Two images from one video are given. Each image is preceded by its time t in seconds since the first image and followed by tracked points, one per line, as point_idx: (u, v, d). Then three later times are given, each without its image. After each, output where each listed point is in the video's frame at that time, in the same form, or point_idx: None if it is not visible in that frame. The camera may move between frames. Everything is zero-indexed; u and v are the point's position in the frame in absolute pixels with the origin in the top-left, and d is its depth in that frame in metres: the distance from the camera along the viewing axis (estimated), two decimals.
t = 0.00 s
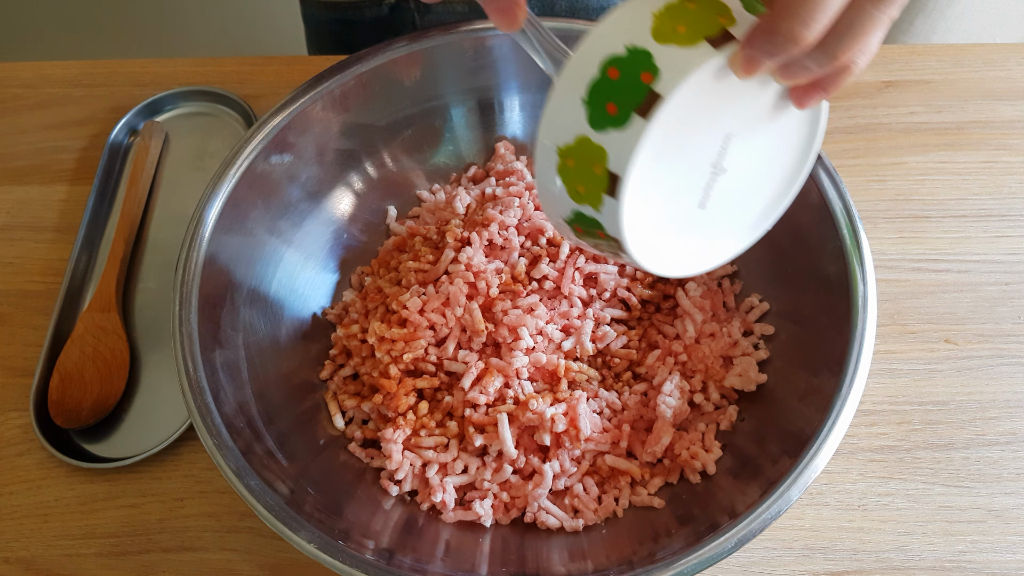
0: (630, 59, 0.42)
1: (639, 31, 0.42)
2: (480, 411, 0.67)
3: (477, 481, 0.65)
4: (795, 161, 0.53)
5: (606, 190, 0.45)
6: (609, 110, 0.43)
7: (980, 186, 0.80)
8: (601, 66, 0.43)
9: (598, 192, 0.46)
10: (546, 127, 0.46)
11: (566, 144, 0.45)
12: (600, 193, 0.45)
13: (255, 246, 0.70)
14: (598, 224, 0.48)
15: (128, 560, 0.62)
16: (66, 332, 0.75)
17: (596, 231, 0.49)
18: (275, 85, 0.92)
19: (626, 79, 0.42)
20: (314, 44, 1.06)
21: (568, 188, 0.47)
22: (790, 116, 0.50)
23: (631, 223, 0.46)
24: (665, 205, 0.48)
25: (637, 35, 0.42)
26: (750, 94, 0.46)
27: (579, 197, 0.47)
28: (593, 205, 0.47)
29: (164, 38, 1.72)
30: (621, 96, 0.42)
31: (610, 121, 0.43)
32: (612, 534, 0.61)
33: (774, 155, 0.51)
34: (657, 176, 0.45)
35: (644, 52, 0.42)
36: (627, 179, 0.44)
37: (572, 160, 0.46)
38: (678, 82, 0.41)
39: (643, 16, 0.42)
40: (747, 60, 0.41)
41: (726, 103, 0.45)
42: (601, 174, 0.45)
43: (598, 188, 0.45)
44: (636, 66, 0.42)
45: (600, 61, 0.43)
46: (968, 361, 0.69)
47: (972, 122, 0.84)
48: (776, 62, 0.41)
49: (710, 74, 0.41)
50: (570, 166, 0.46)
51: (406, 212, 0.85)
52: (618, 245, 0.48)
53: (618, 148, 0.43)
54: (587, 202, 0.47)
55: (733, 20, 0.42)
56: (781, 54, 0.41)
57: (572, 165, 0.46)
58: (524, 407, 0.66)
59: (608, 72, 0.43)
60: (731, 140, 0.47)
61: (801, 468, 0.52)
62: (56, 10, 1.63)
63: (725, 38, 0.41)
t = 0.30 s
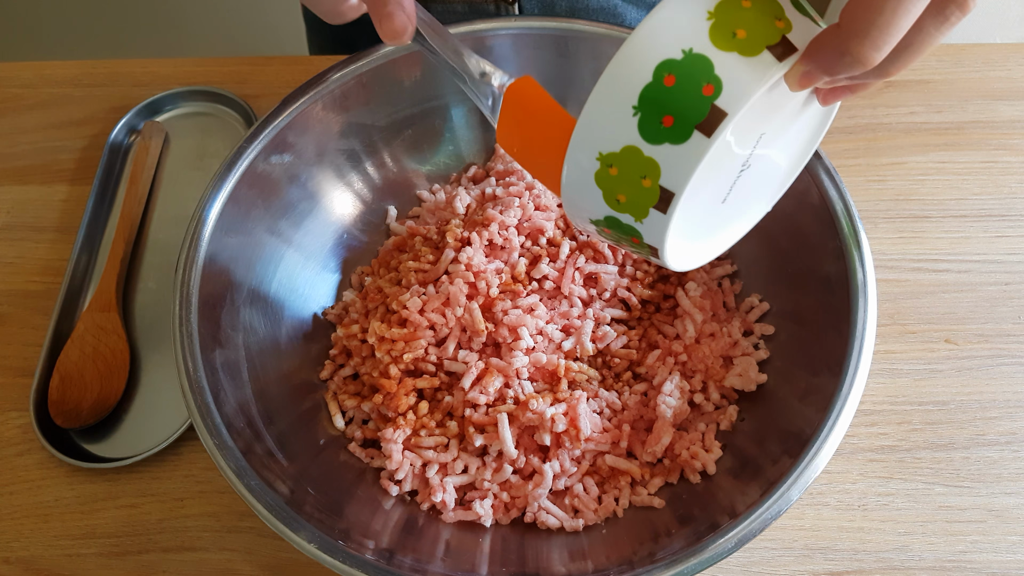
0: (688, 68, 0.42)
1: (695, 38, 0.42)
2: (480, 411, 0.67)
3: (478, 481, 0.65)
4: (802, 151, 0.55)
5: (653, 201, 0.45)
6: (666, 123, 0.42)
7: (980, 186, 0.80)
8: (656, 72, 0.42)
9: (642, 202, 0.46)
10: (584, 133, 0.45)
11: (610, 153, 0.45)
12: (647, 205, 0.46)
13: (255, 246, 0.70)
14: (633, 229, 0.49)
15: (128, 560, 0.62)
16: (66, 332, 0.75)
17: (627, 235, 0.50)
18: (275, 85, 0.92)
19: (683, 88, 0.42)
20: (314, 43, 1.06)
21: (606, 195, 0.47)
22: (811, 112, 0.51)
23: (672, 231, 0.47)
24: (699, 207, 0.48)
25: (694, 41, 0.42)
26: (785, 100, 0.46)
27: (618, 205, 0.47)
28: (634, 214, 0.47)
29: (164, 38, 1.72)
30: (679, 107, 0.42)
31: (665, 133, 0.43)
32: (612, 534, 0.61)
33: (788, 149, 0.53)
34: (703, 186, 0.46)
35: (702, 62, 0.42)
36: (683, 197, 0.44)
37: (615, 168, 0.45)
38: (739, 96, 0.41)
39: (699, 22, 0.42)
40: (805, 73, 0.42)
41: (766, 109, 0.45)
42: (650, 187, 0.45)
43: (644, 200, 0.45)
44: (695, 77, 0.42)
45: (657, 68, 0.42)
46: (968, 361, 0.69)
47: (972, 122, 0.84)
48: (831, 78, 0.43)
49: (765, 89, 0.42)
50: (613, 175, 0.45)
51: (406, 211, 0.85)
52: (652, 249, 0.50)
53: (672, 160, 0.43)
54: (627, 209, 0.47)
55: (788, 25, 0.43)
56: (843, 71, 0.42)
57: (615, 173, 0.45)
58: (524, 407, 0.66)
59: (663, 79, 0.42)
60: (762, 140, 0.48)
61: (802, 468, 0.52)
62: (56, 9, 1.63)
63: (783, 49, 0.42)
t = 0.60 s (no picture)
0: (691, 54, 0.41)
1: (700, 26, 0.42)
2: (480, 411, 0.67)
3: (478, 481, 0.65)
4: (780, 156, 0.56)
5: (638, 186, 0.45)
6: (662, 107, 0.42)
7: (980, 186, 0.80)
8: (658, 56, 0.42)
9: (626, 186, 0.45)
10: (577, 108, 0.44)
11: (601, 132, 0.44)
12: (631, 189, 0.45)
13: (255, 246, 0.70)
14: (609, 216, 0.48)
15: (128, 560, 0.62)
16: (66, 333, 0.75)
17: (602, 222, 0.49)
18: (275, 86, 0.92)
19: (684, 74, 0.41)
20: (314, 43, 1.06)
21: (590, 176, 0.46)
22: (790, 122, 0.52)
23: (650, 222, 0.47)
24: (676, 203, 0.48)
25: (698, 29, 0.41)
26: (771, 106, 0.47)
27: (600, 187, 0.46)
28: (616, 199, 0.46)
29: (164, 38, 1.72)
30: (677, 93, 0.41)
31: (661, 117, 0.42)
32: (612, 534, 0.61)
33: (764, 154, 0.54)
34: (685, 181, 0.46)
35: (706, 51, 0.41)
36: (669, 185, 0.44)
37: (603, 148, 0.44)
38: (738, 91, 0.41)
39: (706, 11, 0.42)
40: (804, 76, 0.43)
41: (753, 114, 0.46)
42: (636, 172, 0.44)
43: (629, 184, 0.45)
44: (696, 64, 0.41)
45: (659, 51, 0.42)
46: (969, 361, 0.69)
47: (972, 122, 0.84)
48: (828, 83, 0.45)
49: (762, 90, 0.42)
50: (600, 155, 0.45)
51: (406, 211, 0.85)
52: (627, 240, 0.49)
53: (664, 146, 0.42)
54: (608, 192, 0.46)
55: (789, 29, 0.43)
56: (842, 74, 0.44)
57: (602, 154, 0.45)
58: (524, 408, 0.66)
59: (664, 63, 0.42)
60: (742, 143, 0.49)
61: (802, 468, 0.52)
62: (56, 10, 1.63)
63: (783, 51, 0.42)
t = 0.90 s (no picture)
0: (674, 69, 0.42)
1: (682, 43, 0.43)
2: (480, 411, 0.67)
3: (477, 481, 0.65)
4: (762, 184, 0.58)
5: (620, 193, 0.45)
6: (644, 118, 0.42)
7: (980, 186, 0.80)
8: (642, 68, 0.42)
9: (608, 194, 0.46)
10: (562, 114, 0.44)
11: (584, 140, 0.44)
12: (613, 197, 0.46)
13: (255, 246, 0.70)
14: (591, 224, 0.48)
15: (128, 560, 0.62)
16: (65, 333, 0.75)
17: (584, 231, 0.49)
18: (275, 86, 0.92)
19: (666, 87, 0.42)
20: (315, 44, 1.06)
21: (572, 183, 0.46)
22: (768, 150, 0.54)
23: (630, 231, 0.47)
24: (656, 217, 0.49)
25: (679, 46, 0.43)
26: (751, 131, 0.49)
27: (582, 194, 0.47)
28: (597, 206, 0.47)
29: (165, 38, 1.72)
30: (659, 105, 0.42)
31: (643, 127, 0.43)
32: (612, 534, 0.61)
33: (744, 178, 0.56)
34: (664, 193, 0.47)
35: (687, 65, 0.42)
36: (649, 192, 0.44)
37: (586, 156, 0.45)
38: (719, 104, 0.42)
39: (688, 29, 0.43)
40: (783, 96, 0.44)
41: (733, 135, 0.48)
42: (619, 179, 0.45)
43: (611, 192, 0.45)
44: (678, 77, 0.42)
45: (642, 63, 0.42)
46: (969, 361, 0.69)
47: (972, 122, 0.84)
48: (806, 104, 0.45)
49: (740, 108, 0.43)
50: (582, 163, 0.45)
51: (406, 211, 0.85)
52: (608, 249, 0.49)
53: (646, 155, 0.43)
54: (590, 200, 0.47)
55: (769, 52, 0.45)
56: (819, 95, 0.44)
57: (585, 162, 0.45)
58: (524, 407, 0.66)
59: (647, 75, 0.42)
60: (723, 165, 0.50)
61: (802, 468, 0.52)
62: (57, 11, 1.63)
63: (762, 70, 0.44)
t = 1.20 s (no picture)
0: (600, 12, 0.42)
1: None
2: (480, 411, 0.67)
3: (477, 481, 0.65)
4: (750, 171, 0.53)
5: (545, 137, 0.44)
6: (566, 59, 0.42)
7: (980, 186, 0.80)
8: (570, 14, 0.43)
9: (537, 140, 0.45)
10: (502, 63, 0.46)
11: (517, 86, 0.45)
12: (540, 142, 0.45)
13: (255, 246, 0.70)
14: (529, 178, 0.47)
15: (128, 560, 0.62)
16: (65, 333, 0.75)
17: (526, 187, 0.48)
18: (275, 85, 0.92)
19: (589, 29, 0.42)
20: (315, 44, 1.06)
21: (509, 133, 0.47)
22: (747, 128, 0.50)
23: (561, 177, 0.46)
24: (600, 176, 0.47)
25: None
26: (707, 94, 0.46)
27: (517, 143, 0.47)
28: (529, 155, 0.46)
29: (165, 39, 1.73)
30: (582, 47, 0.42)
31: (564, 69, 0.43)
32: (611, 534, 0.61)
33: (726, 161, 0.52)
34: (596, 143, 0.45)
35: (613, 9, 0.42)
36: (570, 133, 0.43)
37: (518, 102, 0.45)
38: (640, 43, 0.41)
39: None
40: (717, 39, 0.41)
41: (682, 93, 0.45)
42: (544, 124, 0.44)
43: (537, 137, 0.45)
44: (602, 20, 0.42)
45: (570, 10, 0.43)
46: (969, 361, 0.69)
47: (972, 122, 0.84)
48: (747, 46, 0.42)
49: (665, 48, 0.42)
50: (515, 110, 0.45)
51: (406, 211, 0.85)
52: (545, 206, 0.48)
53: (567, 96, 0.43)
54: (523, 148, 0.46)
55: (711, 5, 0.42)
56: (754, 34, 0.42)
57: (517, 108, 0.45)
58: (524, 407, 0.66)
59: (574, 21, 0.42)
60: (682, 132, 0.48)
61: (802, 468, 0.52)
62: (57, 12, 1.63)
63: (697, 17, 0.42)
